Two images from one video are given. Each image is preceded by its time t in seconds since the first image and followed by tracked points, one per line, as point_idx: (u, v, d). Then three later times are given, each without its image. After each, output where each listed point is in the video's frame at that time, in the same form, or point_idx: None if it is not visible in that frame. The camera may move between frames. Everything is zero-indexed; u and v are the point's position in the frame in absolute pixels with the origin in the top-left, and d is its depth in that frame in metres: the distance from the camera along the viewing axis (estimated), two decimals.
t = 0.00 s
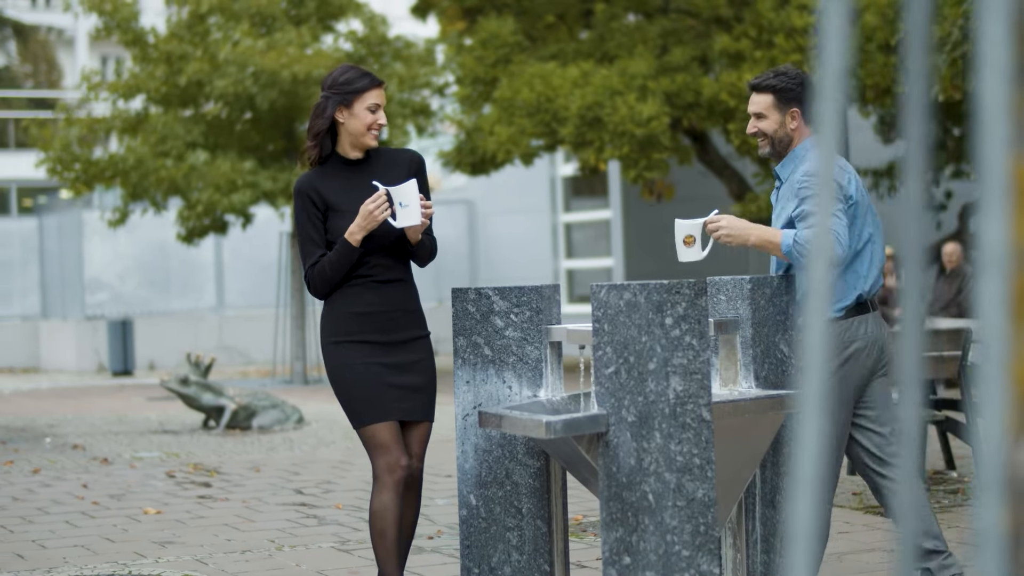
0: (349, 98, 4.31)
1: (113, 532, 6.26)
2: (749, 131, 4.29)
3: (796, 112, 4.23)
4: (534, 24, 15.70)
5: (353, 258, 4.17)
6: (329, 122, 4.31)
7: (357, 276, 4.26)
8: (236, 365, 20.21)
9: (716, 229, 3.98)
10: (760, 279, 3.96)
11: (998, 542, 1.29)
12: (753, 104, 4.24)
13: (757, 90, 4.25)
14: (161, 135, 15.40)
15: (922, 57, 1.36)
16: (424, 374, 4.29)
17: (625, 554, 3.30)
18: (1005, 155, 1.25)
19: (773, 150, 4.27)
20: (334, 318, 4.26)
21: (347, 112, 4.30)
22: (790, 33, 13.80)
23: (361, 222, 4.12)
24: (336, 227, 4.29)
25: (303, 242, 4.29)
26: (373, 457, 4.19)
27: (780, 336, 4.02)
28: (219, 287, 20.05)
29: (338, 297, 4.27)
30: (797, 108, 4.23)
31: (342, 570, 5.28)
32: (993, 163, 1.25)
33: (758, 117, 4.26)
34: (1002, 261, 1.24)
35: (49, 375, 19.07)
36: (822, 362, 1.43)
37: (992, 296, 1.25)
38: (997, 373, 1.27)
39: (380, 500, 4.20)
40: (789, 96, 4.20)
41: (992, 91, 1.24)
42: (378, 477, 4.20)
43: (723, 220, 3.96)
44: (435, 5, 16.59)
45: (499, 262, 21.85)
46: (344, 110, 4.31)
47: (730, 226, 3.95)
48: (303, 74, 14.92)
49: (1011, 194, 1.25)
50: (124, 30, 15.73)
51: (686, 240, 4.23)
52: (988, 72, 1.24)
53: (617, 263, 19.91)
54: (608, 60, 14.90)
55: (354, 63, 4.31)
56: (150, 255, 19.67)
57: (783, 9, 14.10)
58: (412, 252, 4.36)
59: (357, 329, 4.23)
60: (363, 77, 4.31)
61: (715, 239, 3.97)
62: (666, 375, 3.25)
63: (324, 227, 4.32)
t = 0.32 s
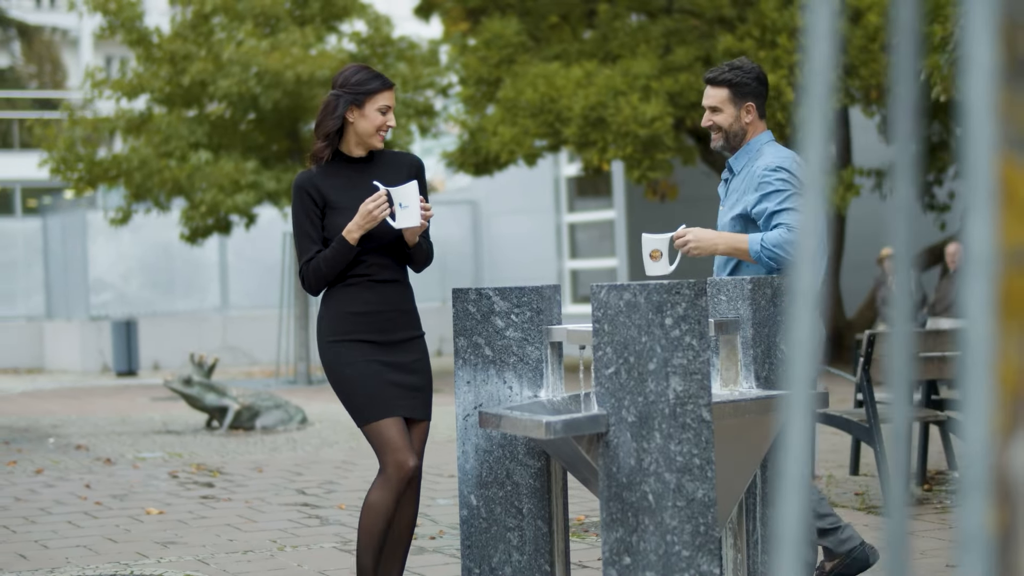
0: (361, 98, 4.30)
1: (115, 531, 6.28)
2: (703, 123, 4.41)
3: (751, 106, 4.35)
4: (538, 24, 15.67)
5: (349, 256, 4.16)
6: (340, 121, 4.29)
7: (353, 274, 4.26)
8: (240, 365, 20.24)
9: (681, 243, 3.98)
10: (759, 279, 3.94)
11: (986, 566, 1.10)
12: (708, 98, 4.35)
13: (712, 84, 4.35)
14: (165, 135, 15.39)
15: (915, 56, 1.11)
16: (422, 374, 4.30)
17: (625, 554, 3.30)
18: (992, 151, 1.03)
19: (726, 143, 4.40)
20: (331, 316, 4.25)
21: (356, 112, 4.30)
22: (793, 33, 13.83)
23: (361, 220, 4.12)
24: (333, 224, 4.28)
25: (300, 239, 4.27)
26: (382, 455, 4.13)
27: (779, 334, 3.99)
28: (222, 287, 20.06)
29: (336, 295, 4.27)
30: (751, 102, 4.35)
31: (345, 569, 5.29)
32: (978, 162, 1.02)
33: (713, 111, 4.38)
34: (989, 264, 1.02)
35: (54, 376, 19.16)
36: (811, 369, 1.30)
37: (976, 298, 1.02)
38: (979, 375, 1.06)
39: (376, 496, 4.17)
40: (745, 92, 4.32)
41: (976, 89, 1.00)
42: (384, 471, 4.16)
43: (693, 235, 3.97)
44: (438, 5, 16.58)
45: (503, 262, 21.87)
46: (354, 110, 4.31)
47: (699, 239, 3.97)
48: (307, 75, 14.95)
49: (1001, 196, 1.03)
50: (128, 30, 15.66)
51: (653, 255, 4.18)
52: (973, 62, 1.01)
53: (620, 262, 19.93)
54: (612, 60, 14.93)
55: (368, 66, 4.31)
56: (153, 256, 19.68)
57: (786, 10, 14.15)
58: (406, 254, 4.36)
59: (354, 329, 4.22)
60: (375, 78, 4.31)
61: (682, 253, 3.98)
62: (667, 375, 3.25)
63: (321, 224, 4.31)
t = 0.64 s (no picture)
0: (374, 103, 4.28)
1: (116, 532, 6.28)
2: (665, 127, 4.41)
3: (712, 109, 4.36)
4: (542, 24, 15.73)
5: (349, 248, 4.16)
6: (351, 128, 4.26)
7: (349, 269, 4.26)
8: (245, 365, 20.24)
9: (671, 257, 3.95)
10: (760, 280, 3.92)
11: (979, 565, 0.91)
12: (669, 101, 4.36)
13: (675, 88, 4.36)
14: (169, 135, 15.38)
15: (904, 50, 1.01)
16: (411, 372, 4.30)
17: (625, 553, 3.31)
18: (979, 150, 0.86)
19: (689, 147, 4.37)
20: (324, 316, 4.23)
21: (367, 116, 4.29)
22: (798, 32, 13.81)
23: (365, 212, 4.15)
24: (331, 214, 4.28)
25: (296, 228, 4.24)
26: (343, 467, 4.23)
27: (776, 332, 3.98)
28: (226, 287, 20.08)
29: (330, 292, 4.26)
30: (712, 106, 4.36)
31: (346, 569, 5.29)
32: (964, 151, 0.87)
33: (674, 115, 4.38)
34: (976, 267, 0.86)
35: (59, 375, 19.20)
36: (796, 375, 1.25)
37: (962, 299, 0.87)
38: (966, 376, 0.89)
39: (332, 504, 4.29)
40: (707, 94, 4.33)
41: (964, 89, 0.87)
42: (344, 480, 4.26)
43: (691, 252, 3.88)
44: (442, 5, 16.62)
45: (507, 262, 21.90)
46: (366, 115, 4.28)
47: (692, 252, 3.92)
48: (310, 75, 14.93)
49: (987, 201, 0.86)
50: (132, 29, 15.68)
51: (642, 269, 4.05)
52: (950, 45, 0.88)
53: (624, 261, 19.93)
54: (615, 60, 14.91)
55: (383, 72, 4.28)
56: (157, 256, 19.70)
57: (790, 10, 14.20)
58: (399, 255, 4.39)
59: (348, 331, 4.20)
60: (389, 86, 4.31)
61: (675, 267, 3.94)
62: (667, 374, 3.24)
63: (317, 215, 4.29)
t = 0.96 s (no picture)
0: (367, 105, 4.28)
1: (118, 531, 6.31)
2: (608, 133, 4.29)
3: (653, 110, 4.29)
4: (545, 24, 15.73)
5: (330, 253, 4.17)
6: (344, 132, 4.26)
7: (327, 271, 4.26)
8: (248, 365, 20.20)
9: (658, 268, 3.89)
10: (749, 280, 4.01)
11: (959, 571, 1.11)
12: (612, 105, 4.24)
13: (613, 92, 4.26)
14: (173, 136, 15.38)
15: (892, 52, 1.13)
16: (383, 371, 4.31)
17: (625, 555, 3.30)
18: (964, 149, 1.06)
19: (635, 150, 4.26)
20: (293, 316, 4.25)
21: (359, 119, 4.29)
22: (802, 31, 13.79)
23: (348, 221, 4.18)
24: (312, 215, 4.28)
25: (277, 226, 4.22)
26: (312, 463, 4.25)
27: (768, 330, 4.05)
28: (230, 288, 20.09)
29: (301, 292, 4.26)
30: (652, 106, 4.29)
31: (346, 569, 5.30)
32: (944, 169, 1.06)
33: (616, 119, 4.27)
34: (958, 268, 1.06)
35: (63, 376, 19.22)
36: (785, 373, 1.31)
37: (947, 300, 1.07)
38: (951, 374, 1.08)
39: (310, 505, 4.29)
40: (648, 95, 4.26)
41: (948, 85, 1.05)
42: (313, 481, 4.28)
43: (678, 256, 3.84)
44: (446, 5, 16.59)
45: (511, 262, 21.90)
46: (357, 118, 4.28)
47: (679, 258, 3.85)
48: (313, 76, 14.91)
49: (969, 197, 1.06)
50: (135, 31, 15.72)
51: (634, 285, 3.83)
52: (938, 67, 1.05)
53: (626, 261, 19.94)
54: (618, 61, 14.87)
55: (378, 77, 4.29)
56: (162, 257, 19.73)
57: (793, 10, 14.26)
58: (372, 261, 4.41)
59: (315, 330, 4.22)
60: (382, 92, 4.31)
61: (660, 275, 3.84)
62: (667, 375, 3.25)
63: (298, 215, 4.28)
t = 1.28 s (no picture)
0: (357, 101, 4.28)
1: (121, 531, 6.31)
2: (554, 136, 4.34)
3: (595, 108, 4.34)
4: (548, 24, 15.74)
5: (324, 252, 4.18)
6: (338, 129, 4.27)
7: (325, 269, 4.26)
8: (253, 365, 20.23)
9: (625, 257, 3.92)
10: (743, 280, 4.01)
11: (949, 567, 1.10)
12: (555, 107, 4.29)
13: (553, 95, 4.32)
14: (176, 137, 15.45)
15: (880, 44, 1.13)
16: (383, 367, 4.31)
17: (625, 555, 3.29)
18: (952, 149, 1.01)
19: (580, 150, 4.33)
20: (291, 316, 4.26)
21: (351, 114, 4.30)
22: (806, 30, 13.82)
23: (342, 220, 4.17)
24: (308, 213, 4.28)
25: (271, 226, 4.22)
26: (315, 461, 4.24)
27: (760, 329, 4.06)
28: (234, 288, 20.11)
29: (300, 290, 4.27)
30: (593, 104, 4.34)
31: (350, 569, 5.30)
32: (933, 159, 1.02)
33: (559, 121, 4.32)
34: (945, 268, 1.02)
35: (67, 376, 19.27)
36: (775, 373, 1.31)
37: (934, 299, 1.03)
38: (940, 375, 1.06)
39: (314, 503, 4.27)
40: (588, 93, 4.31)
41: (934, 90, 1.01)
42: (317, 478, 4.26)
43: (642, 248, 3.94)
44: (450, 6, 16.53)
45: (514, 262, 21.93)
46: (349, 114, 4.29)
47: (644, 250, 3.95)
48: (316, 76, 14.85)
49: (957, 198, 1.01)
50: (139, 32, 15.76)
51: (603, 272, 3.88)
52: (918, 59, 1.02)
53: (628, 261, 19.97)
54: (622, 61, 14.85)
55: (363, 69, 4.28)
56: (167, 257, 19.76)
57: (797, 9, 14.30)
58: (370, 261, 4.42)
59: (315, 328, 4.22)
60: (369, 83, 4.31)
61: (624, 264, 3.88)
62: (668, 374, 3.26)
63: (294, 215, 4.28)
